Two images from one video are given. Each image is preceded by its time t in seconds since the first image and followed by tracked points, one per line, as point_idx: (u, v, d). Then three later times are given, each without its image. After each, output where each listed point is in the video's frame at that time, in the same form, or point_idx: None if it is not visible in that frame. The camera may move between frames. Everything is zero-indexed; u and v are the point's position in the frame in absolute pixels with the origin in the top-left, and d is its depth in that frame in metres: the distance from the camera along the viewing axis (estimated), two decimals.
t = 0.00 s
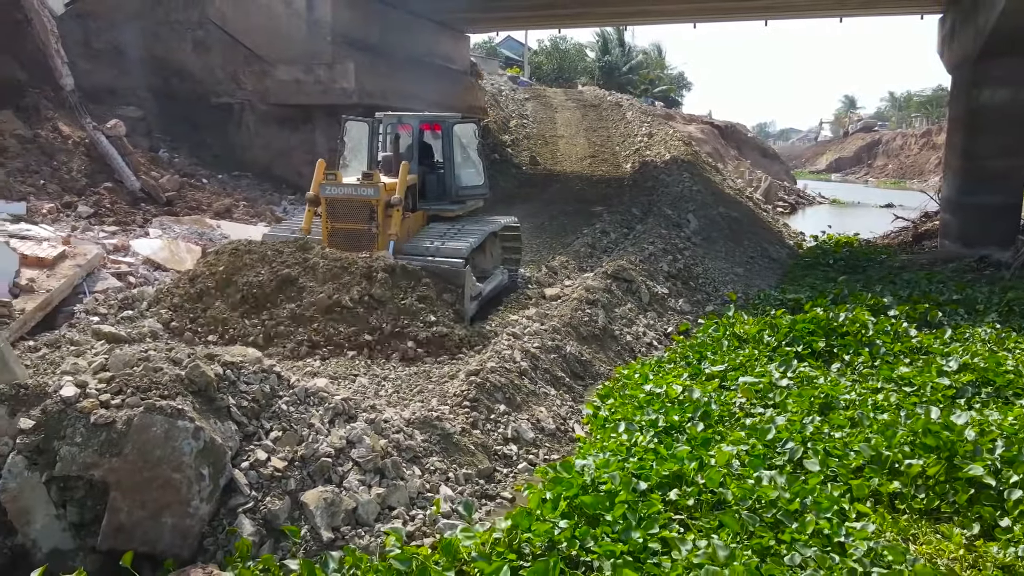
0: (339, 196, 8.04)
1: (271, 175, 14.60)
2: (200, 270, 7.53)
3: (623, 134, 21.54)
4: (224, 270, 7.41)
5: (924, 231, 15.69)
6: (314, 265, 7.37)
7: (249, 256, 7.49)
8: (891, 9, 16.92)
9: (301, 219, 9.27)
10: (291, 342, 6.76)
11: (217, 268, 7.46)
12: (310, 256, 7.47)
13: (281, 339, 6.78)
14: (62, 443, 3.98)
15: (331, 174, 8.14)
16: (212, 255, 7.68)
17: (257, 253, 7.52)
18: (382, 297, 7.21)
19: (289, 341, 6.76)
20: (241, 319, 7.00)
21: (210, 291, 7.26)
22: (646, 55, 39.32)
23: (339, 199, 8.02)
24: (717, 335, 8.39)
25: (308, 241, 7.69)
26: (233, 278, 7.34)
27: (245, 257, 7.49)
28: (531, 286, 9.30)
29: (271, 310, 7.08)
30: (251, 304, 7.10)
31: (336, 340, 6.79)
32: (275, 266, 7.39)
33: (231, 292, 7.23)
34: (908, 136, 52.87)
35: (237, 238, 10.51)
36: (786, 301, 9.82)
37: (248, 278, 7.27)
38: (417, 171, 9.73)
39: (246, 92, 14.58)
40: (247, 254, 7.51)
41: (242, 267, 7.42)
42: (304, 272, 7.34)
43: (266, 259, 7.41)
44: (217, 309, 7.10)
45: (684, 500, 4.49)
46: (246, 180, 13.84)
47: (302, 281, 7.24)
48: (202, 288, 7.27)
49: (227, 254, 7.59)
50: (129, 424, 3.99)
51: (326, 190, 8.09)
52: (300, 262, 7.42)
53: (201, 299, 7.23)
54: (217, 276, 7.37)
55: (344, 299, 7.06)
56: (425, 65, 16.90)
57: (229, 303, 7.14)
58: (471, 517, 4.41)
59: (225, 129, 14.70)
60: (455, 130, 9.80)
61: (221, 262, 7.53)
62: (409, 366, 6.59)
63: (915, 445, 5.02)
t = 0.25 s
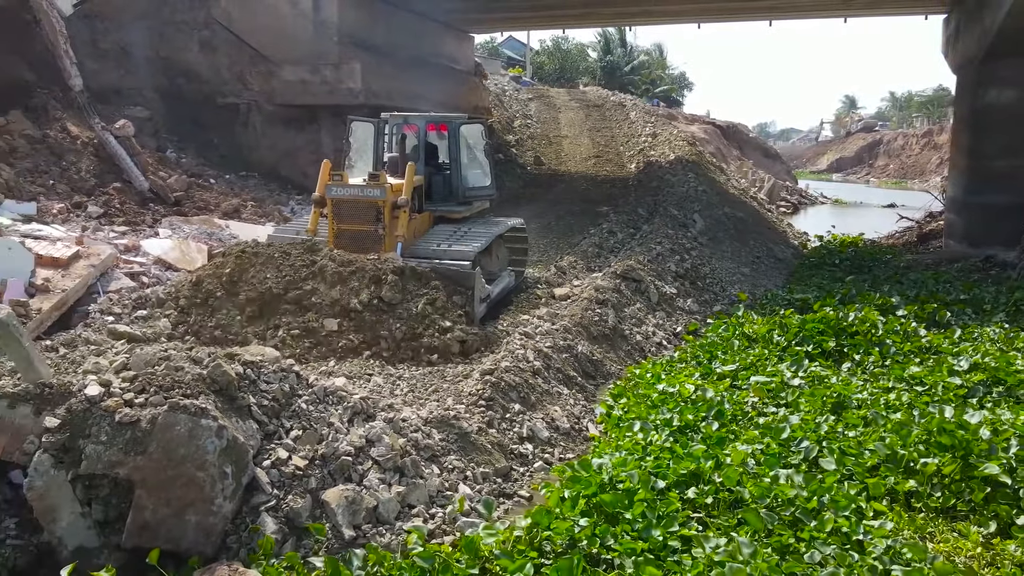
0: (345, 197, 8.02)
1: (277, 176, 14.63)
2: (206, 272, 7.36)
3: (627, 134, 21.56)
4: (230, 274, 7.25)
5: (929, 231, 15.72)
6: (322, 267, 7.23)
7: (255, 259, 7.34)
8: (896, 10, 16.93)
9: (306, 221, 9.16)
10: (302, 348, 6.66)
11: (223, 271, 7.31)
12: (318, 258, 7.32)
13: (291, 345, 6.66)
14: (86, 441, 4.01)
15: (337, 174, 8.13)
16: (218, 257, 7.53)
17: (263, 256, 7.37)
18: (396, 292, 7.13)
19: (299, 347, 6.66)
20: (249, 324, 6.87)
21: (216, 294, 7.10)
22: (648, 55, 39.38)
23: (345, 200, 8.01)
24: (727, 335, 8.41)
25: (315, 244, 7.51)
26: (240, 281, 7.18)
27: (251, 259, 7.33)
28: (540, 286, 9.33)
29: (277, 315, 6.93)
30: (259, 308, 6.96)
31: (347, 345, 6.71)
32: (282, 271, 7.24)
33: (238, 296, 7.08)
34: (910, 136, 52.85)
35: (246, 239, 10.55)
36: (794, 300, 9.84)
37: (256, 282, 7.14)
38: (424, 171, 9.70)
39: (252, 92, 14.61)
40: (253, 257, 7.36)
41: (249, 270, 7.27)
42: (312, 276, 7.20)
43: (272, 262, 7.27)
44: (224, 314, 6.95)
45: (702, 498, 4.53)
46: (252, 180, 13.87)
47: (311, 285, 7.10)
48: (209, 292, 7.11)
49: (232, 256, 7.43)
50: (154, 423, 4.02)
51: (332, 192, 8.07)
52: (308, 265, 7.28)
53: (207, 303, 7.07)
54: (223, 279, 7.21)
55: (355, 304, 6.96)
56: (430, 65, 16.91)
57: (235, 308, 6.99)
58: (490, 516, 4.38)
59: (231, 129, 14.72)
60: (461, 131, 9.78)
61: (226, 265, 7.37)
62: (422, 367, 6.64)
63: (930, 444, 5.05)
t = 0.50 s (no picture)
0: (351, 198, 7.99)
1: (282, 176, 14.66)
2: (212, 272, 7.35)
3: (631, 134, 21.58)
4: (235, 274, 7.23)
5: (933, 231, 15.75)
6: (328, 270, 7.17)
7: (260, 259, 7.32)
8: (900, 10, 16.94)
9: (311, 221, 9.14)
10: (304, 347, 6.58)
11: (229, 272, 7.29)
12: (324, 261, 7.27)
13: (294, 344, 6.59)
14: (108, 439, 4.03)
15: (342, 175, 8.12)
16: (224, 258, 7.53)
17: (269, 256, 7.34)
18: (408, 289, 7.11)
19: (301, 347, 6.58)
20: (253, 324, 6.82)
21: (222, 294, 7.07)
22: (650, 55, 39.41)
23: (350, 201, 7.96)
24: (735, 334, 8.42)
25: (321, 245, 7.44)
26: (245, 281, 7.16)
27: (257, 260, 7.32)
28: (548, 286, 9.34)
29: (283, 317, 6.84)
30: (262, 308, 6.91)
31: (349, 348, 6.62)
32: (288, 272, 7.20)
33: (242, 295, 7.04)
34: (911, 136, 52.81)
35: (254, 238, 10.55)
36: (801, 300, 9.86)
37: (260, 283, 7.10)
38: (429, 172, 9.67)
39: (258, 92, 14.63)
40: (259, 258, 7.34)
41: (254, 271, 7.24)
42: (318, 278, 7.14)
43: (278, 263, 7.24)
44: (228, 314, 6.92)
45: (717, 497, 4.55)
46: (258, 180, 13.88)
47: (316, 286, 7.04)
48: (214, 290, 7.08)
49: (238, 257, 7.41)
50: (174, 422, 4.05)
51: (337, 193, 8.02)
52: (314, 266, 7.23)
53: (212, 303, 7.04)
54: (229, 279, 7.19)
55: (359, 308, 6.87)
56: (435, 65, 16.92)
57: (240, 310, 6.93)
58: (508, 513, 4.45)
59: (237, 129, 14.74)
60: (466, 131, 9.77)
61: (232, 265, 7.36)
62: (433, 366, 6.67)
63: (943, 442, 5.07)
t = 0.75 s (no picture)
0: (356, 198, 7.97)
1: (288, 176, 14.66)
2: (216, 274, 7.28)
3: (634, 134, 21.60)
4: (239, 275, 7.15)
5: (937, 231, 15.75)
6: (332, 270, 7.03)
7: (264, 261, 7.25)
8: (902, 10, 16.99)
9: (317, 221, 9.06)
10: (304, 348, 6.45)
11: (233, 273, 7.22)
12: (329, 262, 7.13)
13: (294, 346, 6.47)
14: (130, 438, 4.06)
15: (347, 175, 8.11)
16: (229, 260, 7.46)
17: (274, 258, 7.25)
18: (420, 288, 7.11)
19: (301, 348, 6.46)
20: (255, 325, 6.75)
21: (224, 296, 7.00)
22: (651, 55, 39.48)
23: (355, 201, 7.95)
24: (744, 334, 8.43)
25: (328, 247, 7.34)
26: (248, 283, 7.08)
27: (260, 262, 7.24)
28: (556, 285, 9.36)
29: (287, 321, 6.73)
30: (265, 310, 6.83)
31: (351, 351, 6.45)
32: (291, 275, 7.06)
33: (245, 298, 6.97)
34: (913, 136, 52.79)
35: (261, 238, 10.57)
36: (809, 299, 9.87)
37: (263, 284, 7.01)
38: (434, 173, 9.67)
39: (263, 92, 14.65)
40: (263, 259, 7.26)
41: (257, 272, 7.15)
42: (322, 280, 7.00)
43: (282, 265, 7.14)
44: (231, 316, 6.85)
45: (734, 495, 4.57)
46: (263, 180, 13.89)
47: (319, 288, 6.92)
48: (217, 292, 7.01)
49: (243, 259, 7.35)
50: (195, 420, 4.07)
51: (341, 193, 8.01)
52: (318, 267, 7.10)
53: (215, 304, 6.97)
54: (233, 281, 7.12)
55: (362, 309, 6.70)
56: (439, 65, 16.95)
57: (242, 314, 6.84)
58: (525, 512, 4.50)
59: (243, 129, 14.75)
60: (471, 132, 9.76)
61: (236, 267, 7.30)
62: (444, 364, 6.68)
63: (957, 441, 5.10)
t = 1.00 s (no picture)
0: (359, 198, 7.82)
1: (291, 176, 14.67)
2: (216, 276, 7.30)
3: (636, 134, 21.61)
4: (240, 277, 7.17)
5: (939, 231, 15.77)
6: (334, 274, 7.08)
7: (265, 263, 7.27)
8: (905, 11, 16.98)
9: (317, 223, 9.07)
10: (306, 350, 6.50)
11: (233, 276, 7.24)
12: (331, 267, 7.15)
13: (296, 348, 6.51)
14: (142, 439, 4.06)
15: (349, 176, 7.97)
16: (229, 263, 7.48)
17: (276, 261, 7.28)
18: (426, 289, 7.12)
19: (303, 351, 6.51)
20: (257, 328, 6.78)
21: (224, 298, 7.01)
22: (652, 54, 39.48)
23: (358, 201, 7.79)
24: (749, 334, 8.44)
25: (328, 249, 7.39)
26: (249, 286, 7.10)
27: (261, 264, 7.27)
28: (561, 286, 9.37)
29: (288, 324, 6.78)
30: (267, 313, 6.87)
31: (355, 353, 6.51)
32: (292, 279, 7.09)
33: (247, 300, 7.00)
34: (913, 136, 52.80)
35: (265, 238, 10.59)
36: (813, 300, 9.88)
37: (265, 288, 7.05)
38: (437, 174, 9.63)
39: (267, 92, 14.65)
40: (264, 262, 7.29)
41: (259, 275, 7.18)
42: (323, 284, 7.04)
43: (284, 268, 7.18)
44: (232, 318, 6.87)
45: (744, 495, 4.58)
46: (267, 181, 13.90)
47: (321, 291, 6.96)
48: (217, 294, 7.03)
49: (243, 262, 7.37)
50: (207, 421, 4.07)
51: (344, 194, 7.85)
52: (321, 271, 7.15)
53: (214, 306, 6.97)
54: (233, 283, 7.14)
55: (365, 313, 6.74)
56: (442, 65, 16.95)
57: (243, 316, 6.87)
58: (536, 512, 4.53)
59: (246, 129, 14.75)
60: (473, 133, 9.73)
61: (236, 269, 7.32)
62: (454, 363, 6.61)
63: (965, 442, 5.11)
